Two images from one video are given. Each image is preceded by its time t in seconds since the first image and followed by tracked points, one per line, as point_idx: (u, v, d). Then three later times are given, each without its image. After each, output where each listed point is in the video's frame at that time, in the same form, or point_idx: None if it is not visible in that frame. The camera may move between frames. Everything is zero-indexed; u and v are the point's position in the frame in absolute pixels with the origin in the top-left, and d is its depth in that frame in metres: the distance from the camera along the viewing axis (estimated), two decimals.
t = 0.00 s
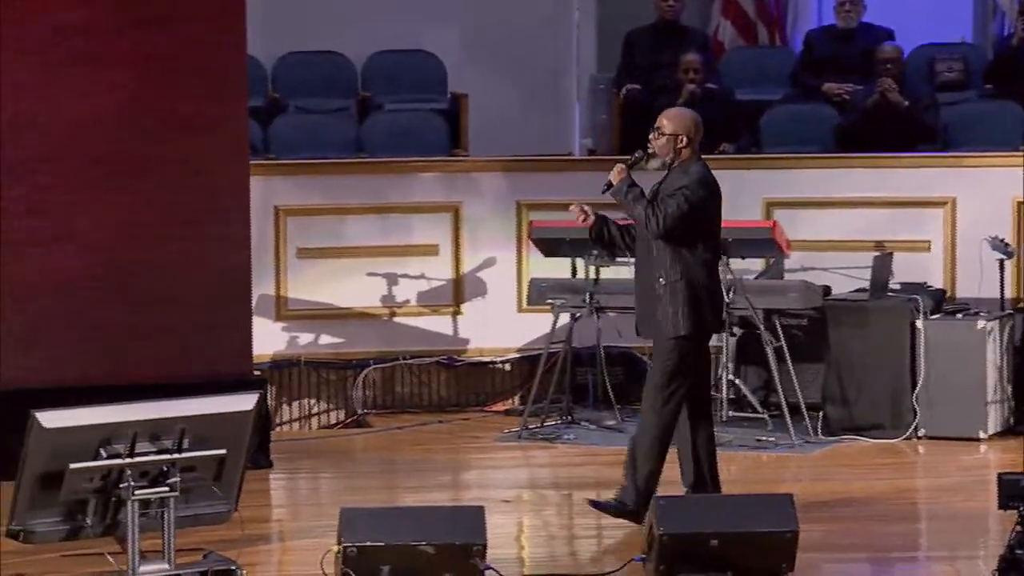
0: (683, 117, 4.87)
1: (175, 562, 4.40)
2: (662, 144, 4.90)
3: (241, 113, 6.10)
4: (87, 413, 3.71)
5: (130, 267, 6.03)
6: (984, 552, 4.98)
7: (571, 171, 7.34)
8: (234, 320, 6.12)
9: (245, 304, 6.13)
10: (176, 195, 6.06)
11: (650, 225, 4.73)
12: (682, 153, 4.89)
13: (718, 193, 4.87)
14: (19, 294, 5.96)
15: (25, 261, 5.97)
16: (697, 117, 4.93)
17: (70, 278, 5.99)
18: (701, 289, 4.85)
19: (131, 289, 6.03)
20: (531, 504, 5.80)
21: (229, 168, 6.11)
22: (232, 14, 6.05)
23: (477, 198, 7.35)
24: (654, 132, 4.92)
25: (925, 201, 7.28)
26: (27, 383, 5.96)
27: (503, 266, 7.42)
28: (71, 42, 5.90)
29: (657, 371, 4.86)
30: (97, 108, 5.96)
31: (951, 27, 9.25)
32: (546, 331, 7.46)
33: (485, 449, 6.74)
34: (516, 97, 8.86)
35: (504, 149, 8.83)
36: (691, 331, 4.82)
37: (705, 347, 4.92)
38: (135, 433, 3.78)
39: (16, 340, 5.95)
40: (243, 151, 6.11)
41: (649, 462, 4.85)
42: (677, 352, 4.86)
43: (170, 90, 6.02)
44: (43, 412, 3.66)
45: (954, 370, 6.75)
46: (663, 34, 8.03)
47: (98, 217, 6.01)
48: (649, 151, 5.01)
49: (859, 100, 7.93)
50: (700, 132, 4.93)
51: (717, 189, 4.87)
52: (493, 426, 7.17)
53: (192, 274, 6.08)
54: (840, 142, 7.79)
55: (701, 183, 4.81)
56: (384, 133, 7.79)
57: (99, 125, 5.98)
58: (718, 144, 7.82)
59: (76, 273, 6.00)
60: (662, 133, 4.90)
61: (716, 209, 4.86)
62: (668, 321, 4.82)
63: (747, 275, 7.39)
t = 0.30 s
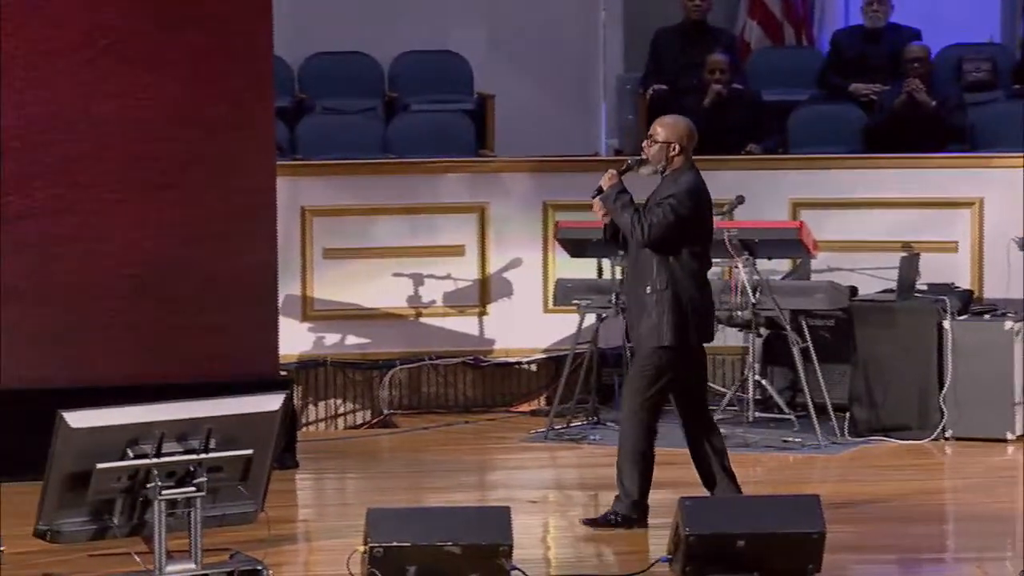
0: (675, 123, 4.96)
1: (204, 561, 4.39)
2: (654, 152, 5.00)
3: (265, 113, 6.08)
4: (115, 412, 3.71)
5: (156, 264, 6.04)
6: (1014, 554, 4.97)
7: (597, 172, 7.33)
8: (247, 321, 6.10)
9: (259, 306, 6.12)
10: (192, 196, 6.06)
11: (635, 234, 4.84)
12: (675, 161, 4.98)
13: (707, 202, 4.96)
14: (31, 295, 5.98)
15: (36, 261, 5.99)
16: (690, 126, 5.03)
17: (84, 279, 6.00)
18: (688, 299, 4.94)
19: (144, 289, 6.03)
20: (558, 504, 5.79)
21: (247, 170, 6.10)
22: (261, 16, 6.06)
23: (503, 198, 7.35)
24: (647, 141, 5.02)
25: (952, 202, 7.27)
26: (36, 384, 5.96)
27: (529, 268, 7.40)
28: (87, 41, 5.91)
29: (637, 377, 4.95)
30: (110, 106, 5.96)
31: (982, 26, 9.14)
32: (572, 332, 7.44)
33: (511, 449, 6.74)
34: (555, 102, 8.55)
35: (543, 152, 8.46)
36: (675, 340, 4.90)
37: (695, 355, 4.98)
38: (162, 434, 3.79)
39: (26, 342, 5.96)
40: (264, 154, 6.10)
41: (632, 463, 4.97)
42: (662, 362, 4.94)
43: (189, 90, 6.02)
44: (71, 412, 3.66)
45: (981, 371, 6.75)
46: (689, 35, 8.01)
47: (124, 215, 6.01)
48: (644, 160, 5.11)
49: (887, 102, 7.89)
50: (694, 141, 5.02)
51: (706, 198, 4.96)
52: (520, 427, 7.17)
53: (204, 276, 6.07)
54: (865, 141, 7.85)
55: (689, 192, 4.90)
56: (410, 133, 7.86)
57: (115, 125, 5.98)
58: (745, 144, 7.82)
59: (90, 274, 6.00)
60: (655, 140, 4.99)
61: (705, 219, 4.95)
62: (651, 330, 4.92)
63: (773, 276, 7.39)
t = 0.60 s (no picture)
0: (668, 119, 4.95)
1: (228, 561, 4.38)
2: (646, 148, 5.00)
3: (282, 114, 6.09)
4: (145, 411, 3.72)
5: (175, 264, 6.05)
6: None
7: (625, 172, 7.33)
8: (257, 324, 6.10)
9: (268, 310, 6.11)
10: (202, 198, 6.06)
11: (620, 230, 4.80)
12: (667, 156, 4.97)
13: (696, 199, 4.93)
14: (44, 294, 6.00)
15: (56, 260, 6.01)
16: (684, 122, 5.01)
17: (93, 281, 6.01)
18: (673, 297, 4.91)
19: (154, 291, 6.04)
20: (584, 504, 5.78)
21: (260, 172, 6.10)
22: (289, 17, 6.07)
23: (530, 197, 7.35)
24: (640, 137, 5.01)
25: (981, 202, 7.27)
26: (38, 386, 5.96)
27: (556, 267, 7.40)
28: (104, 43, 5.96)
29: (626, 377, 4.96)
30: (130, 106, 5.99)
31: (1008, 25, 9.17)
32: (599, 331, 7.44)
33: (537, 449, 6.74)
34: (577, 102, 8.73)
35: (559, 152, 8.64)
36: (657, 337, 4.89)
37: (678, 351, 4.98)
38: (191, 432, 3.78)
39: (36, 341, 5.98)
40: (278, 156, 6.10)
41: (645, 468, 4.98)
42: (645, 357, 4.94)
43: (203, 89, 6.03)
44: (100, 411, 3.67)
45: (1009, 372, 6.72)
46: (717, 35, 8.01)
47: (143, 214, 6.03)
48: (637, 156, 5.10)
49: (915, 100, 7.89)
50: (687, 137, 5.01)
51: (696, 195, 4.93)
52: (547, 426, 7.17)
53: (213, 278, 6.08)
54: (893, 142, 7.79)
55: (677, 189, 4.87)
56: (440, 131, 7.82)
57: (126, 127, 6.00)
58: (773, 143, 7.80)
59: (103, 274, 6.02)
60: (647, 136, 4.99)
61: (693, 215, 4.93)
62: (634, 327, 4.90)
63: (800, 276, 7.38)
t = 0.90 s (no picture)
0: (665, 116, 4.92)
1: (255, 557, 4.37)
2: (643, 145, 4.95)
3: (307, 113, 6.09)
4: (168, 409, 3.71)
5: (199, 263, 6.07)
6: None
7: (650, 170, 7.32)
8: (279, 323, 6.12)
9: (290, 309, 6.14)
10: (224, 197, 6.08)
11: (620, 226, 4.79)
12: (664, 152, 4.94)
13: (695, 193, 4.92)
14: (69, 290, 6.03)
15: (82, 257, 6.02)
16: (680, 117, 4.98)
17: (118, 278, 6.03)
18: (677, 292, 4.91)
19: (181, 289, 6.06)
20: (609, 501, 5.76)
21: (282, 172, 6.11)
22: (311, 15, 6.07)
23: (554, 194, 7.34)
24: (636, 133, 4.97)
25: (1007, 200, 7.27)
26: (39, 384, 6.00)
27: (580, 265, 7.41)
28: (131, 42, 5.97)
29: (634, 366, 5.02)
30: (156, 104, 6.00)
31: None
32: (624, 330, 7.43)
33: (562, 446, 6.72)
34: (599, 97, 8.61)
35: (579, 151, 8.50)
36: (663, 333, 4.90)
37: (686, 347, 5.00)
38: (216, 430, 3.77)
39: (56, 338, 6.02)
40: (302, 155, 6.10)
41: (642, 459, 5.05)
42: (651, 352, 4.96)
43: (230, 88, 6.04)
44: (125, 409, 3.67)
45: None
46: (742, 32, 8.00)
47: (169, 213, 6.05)
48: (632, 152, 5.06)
49: (940, 97, 7.87)
50: (683, 133, 4.98)
51: (693, 188, 4.92)
52: (571, 424, 7.16)
53: (234, 277, 6.09)
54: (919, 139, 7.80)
55: (676, 182, 4.86)
56: (463, 128, 7.86)
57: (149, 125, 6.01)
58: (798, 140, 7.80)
59: (128, 273, 6.03)
60: (644, 132, 4.95)
61: (693, 209, 4.92)
62: (639, 323, 4.91)
63: (825, 274, 7.39)
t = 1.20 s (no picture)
0: (653, 120, 4.92)
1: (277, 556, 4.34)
2: (632, 150, 4.95)
3: (330, 114, 6.10)
4: (191, 408, 3.71)
5: (225, 263, 6.09)
6: None
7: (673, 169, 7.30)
8: (300, 322, 6.14)
9: (317, 310, 6.15)
10: (246, 198, 6.09)
11: (618, 231, 4.80)
12: (653, 157, 4.94)
13: (689, 194, 4.91)
14: (91, 289, 6.03)
15: (105, 256, 6.02)
16: (667, 121, 4.98)
17: (142, 277, 6.04)
18: (675, 293, 4.93)
19: (207, 288, 6.08)
20: (631, 501, 5.75)
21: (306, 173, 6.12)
22: (335, 14, 6.08)
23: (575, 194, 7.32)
24: (624, 140, 4.97)
25: None
26: (38, 382, 5.99)
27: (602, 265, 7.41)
28: (155, 43, 5.97)
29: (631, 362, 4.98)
30: (181, 104, 6.01)
31: None
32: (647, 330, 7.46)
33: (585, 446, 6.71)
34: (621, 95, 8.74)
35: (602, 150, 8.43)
36: (666, 335, 4.89)
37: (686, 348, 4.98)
38: (238, 429, 3.77)
39: (77, 339, 6.02)
40: (322, 157, 6.11)
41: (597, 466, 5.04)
42: (651, 355, 4.91)
43: (255, 88, 6.06)
44: (148, 407, 3.67)
45: None
46: (763, 31, 7.98)
47: (194, 213, 6.06)
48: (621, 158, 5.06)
49: (963, 95, 7.84)
50: (671, 137, 4.98)
51: (687, 191, 4.91)
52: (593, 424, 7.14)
53: (261, 277, 6.11)
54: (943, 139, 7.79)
55: (670, 185, 4.86)
56: (485, 127, 7.83)
57: (172, 127, 6.01)
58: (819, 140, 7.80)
59: (152, 272, 6.04)
60: (631, 138, 4.95)
61: (689, 211, 4.92)
62: (642, 326, 4.91)
63: (848, 273, 7.37)
